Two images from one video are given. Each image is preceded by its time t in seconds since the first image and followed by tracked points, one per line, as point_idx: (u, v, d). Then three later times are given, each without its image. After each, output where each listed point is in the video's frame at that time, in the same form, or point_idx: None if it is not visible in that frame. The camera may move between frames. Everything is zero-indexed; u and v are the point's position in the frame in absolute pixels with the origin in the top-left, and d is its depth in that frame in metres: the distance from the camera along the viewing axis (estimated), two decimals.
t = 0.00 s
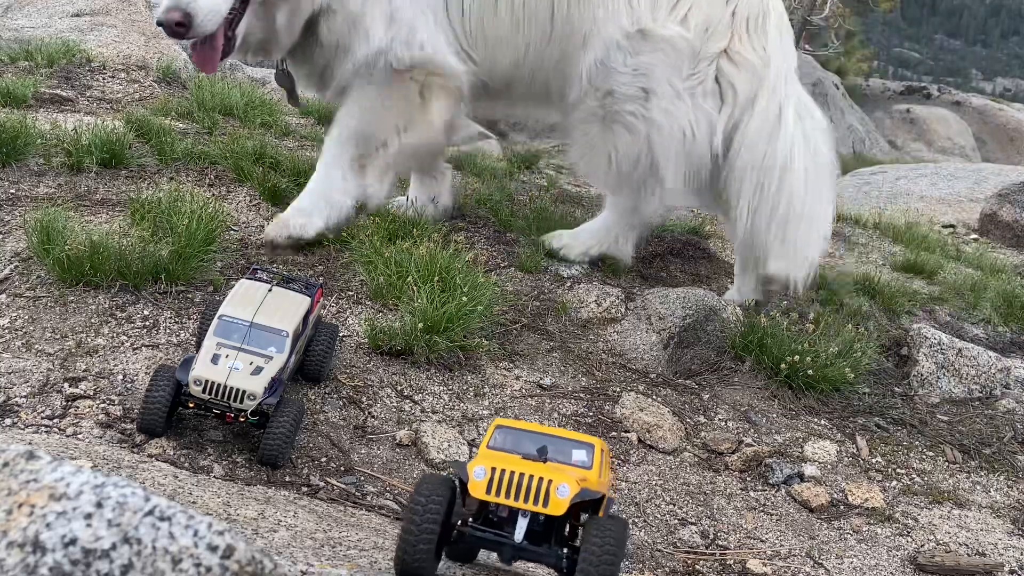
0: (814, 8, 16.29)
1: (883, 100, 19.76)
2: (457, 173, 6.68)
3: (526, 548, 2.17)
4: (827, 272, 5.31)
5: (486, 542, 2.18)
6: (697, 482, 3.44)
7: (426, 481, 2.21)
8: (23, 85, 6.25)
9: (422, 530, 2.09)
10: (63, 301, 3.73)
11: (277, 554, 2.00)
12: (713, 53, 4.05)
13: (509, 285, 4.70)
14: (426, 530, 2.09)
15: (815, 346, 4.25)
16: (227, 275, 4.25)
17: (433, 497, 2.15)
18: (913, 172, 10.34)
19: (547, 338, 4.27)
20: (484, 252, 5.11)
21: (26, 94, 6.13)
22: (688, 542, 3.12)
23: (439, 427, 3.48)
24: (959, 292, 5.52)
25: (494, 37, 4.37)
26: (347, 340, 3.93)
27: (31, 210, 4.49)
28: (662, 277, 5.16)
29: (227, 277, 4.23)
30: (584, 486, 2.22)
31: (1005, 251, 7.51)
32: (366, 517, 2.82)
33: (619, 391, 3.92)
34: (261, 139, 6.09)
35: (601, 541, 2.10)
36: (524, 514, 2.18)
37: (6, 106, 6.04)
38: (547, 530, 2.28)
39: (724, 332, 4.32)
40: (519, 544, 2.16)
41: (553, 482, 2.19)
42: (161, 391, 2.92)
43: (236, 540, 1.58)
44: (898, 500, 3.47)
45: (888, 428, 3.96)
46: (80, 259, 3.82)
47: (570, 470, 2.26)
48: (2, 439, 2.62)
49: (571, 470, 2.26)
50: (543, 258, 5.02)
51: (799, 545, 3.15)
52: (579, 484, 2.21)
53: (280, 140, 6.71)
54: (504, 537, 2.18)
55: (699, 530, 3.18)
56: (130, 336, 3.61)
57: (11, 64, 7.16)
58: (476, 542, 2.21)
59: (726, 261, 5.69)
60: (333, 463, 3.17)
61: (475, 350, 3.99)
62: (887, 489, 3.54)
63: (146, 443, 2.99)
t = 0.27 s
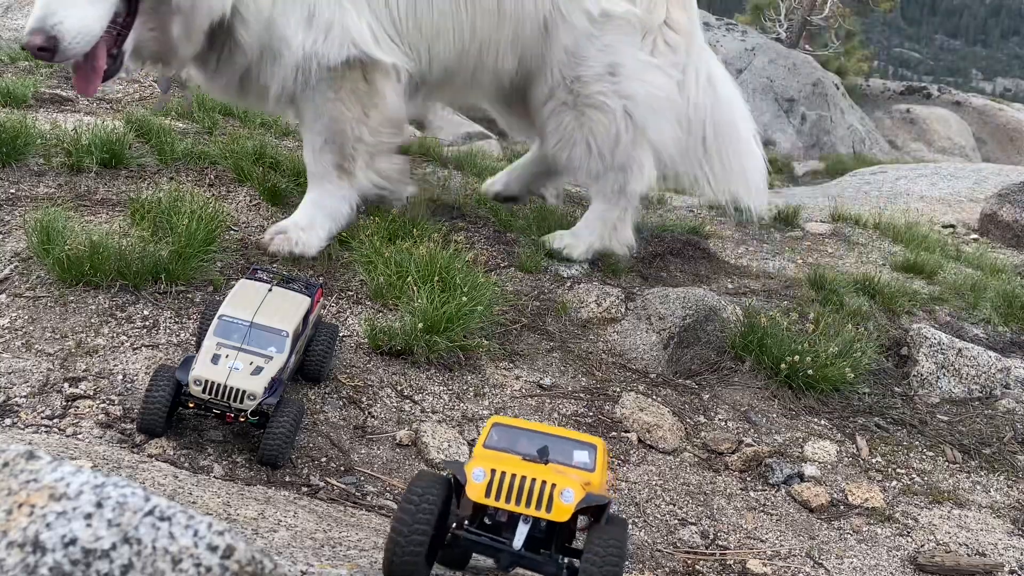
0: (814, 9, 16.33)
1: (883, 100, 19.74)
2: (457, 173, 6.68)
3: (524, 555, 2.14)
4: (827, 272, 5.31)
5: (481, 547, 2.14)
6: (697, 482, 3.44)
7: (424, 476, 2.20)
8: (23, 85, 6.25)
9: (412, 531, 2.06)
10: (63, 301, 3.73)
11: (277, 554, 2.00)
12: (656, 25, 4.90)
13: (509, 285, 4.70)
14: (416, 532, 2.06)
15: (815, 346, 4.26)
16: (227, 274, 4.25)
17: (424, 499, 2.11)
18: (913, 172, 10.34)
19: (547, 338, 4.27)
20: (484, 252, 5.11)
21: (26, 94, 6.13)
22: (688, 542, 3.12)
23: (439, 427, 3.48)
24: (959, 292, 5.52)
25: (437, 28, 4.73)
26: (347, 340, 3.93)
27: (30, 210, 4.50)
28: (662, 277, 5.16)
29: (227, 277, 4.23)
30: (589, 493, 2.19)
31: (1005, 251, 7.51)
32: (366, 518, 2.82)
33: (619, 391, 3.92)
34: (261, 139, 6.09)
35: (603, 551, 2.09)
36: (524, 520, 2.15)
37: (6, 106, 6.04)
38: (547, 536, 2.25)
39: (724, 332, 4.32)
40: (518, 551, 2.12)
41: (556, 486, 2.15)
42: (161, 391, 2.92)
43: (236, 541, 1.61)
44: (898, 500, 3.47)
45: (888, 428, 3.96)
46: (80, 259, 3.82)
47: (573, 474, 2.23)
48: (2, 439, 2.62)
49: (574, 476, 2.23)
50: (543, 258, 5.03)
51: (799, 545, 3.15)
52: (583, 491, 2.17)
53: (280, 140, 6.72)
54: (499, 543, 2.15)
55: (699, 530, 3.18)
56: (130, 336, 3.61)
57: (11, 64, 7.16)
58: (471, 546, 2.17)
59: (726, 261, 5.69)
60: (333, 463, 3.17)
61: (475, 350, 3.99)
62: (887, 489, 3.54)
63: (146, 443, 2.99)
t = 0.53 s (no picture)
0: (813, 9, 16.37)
1: (883, 99, 19.75)
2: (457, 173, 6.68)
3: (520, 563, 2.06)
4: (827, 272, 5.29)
5: (475, 553, 2.07)
6: (697, 482, 3.44)
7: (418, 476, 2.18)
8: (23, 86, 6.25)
9: (401, 527, 2.01)
10: (63, 301, 3.73)
11: (276, 554, 2.00)
12: None
13: (509, 285, 4.70)
14: (405, 528, 2.01)
15: (815, 347, 4.26)
16: (227, 274, 4.25)
17: (415, 498, 2.07)
18: (913, 172, 10.34)
19: (547, 338, 4.26)
20: (483, 252, 5.11)
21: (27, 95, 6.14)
22: (688, 542, 3.12)
23: (439, 427, 3.48)
24: (959, 291, 5.52)
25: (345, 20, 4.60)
26: (347, 340, 3.93)
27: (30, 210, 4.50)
28: (662, 277, 5.16)
29: (227, 277, 4.23)
30: (588, 495, 2.15)
31: (1004, 251, 7.51)
32: (366, 518, 2.82)
33: (619, 391, 3.92)
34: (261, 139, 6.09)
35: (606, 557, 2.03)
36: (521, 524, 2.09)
37: (7, 106, 6.04)
38: (545, 542, 2.18)
39: (724, 332, 4.30)
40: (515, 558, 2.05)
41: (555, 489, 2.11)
42: (161, 391, 2.92)
43: (236, 541, 1.61)
44: (898, 500, 3.47)
45: (888, 428, 3.96)
46: (80, 258, 3.82)
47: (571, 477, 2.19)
48: (2, 439, 2.62)
49: (572, 478, 2.18)
50: (543, 258, 5.03)
51: (799, 545, 3.15)
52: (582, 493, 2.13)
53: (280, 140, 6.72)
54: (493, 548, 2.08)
55: (699, 530, 3.18)
56: (130, 336, 3.61)
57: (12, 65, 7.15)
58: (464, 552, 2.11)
59: (726, 261, 5.70)
60: (333, 463, 3.17)
61: (475, 350, 3.99)
62: (887, 489, 3.54)
63: (146, 443, 2.99)
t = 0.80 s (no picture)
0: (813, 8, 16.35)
1: (883, 99, 19.74)
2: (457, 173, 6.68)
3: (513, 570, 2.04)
4: (827, 272, 5.30)
5: (463, 563, 2.06)
6: (696, 482, 3.44)
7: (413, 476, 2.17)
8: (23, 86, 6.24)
9: (385, 528, 1.99)
10: (63, 301, 3.73)
11: (276, 554, 2.01)
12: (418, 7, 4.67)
13: (509, 286, 4.70)
14: (389, 527, 1.99)
15: (814, 347, 4.25)
16: (227, 274, 4.25)
17: (400, 500, 2.04)
18: (913, 172, 10.34)
19: (547, 338, 4.26)
20: (483, 252, 5.11)
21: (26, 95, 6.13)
22: (688, 542, 3.12)
23: (439, 427, 3.48)
24: (959, 291, 5.52)
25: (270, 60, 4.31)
26: (347, 340, 3.93)
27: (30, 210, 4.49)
28: (662, 277, 5.16)
29: (227, 277, 4.22)
30: (582, 495, 2.11)
31: (1004, 251, 7.51)
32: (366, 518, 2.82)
33: (619, 391, 3.92)
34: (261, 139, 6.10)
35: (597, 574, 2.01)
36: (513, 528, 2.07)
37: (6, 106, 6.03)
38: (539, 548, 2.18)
39: (724, 332, 4.30)
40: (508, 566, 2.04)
41: (546, 490, 2.07)
42: (161, 391, 2.92)
43: (236, 541, 1.68)
44: (898, 500, 3.48)
45: (888, 428, 3.97)
46: (80, 259, 3.82)
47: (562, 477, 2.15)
48: (2, 439, 2.62)
49: (564, 480, 2.15)
50: (543, 257, 5.02)
51: (799, 545, 3.15)
52: (575, 492, 2.10)
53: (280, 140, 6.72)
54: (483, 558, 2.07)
55: (699, 530, 3.18)
56: (130, 336, 3.61)
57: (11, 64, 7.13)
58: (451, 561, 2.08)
59: (725, 261, 5.70)
60: (333, 463, 3.17)
61: (475, 350, 3.99)
62: (887, 489, 3.54)
63: (146, 443, 2.99)
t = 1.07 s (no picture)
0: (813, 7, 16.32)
1: (883, 99, 19.73)
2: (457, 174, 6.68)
3: None
4: (827, 272, 5.30)
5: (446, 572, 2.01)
6: (696, 482, 3.44)
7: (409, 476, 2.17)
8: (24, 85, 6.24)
9: (362, 532, 1.91)
10: (63, 301, 3.73)
11: (276, 554, 2.01)
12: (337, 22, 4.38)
13: (509, 286, 4.70)
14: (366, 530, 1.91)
15: (814, 347, 4.25)
16: (227, 274, 4.25)
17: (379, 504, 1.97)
18: (913, 172, 10.34)
19: (547, 338, 4.26)
20: (484, 252, 5.11)
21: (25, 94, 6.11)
22: (688, 542, 3.12)
23: (439, 427, 3.48)
24: (959, 291, 5.52)
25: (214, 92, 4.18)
26: (347, 340, 3.94)
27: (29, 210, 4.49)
28: (662, 277, 5.16)
29: (227, 277, 4.22)
30: (569, 506, 2.01)
31: (1004, 251, 7.51)
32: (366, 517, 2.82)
33: (619, 391, 3.92)
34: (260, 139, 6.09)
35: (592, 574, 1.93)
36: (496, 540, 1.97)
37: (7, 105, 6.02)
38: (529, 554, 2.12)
39: (724, 332, 4.31)
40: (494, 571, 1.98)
41: (529, 499, 1.97)
42: (161, 391, 2.92)
43: (236, 541, 1.70)
44: (898, 500, 3.47)
45: (888, 428, 3.97)
46: (80, 259, 3.82)
47: (547, 486, 2.05)
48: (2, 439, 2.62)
49: (550, 488, 2.05)
50: (543, 257, 5.02)
51: (799, 545, 3.15)
52: (561, 502, 1.99)
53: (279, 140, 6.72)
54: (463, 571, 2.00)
55: (699, 530, 3.18)
56: (130, 336, 3.61)
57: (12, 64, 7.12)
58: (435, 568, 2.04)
59: (725, 261, 5.70)
60: (333, 463, 3.17)
61: (475, 350, 3.99)
62: (887, 489, 3.54)
63: (146, 443, 2.99)
